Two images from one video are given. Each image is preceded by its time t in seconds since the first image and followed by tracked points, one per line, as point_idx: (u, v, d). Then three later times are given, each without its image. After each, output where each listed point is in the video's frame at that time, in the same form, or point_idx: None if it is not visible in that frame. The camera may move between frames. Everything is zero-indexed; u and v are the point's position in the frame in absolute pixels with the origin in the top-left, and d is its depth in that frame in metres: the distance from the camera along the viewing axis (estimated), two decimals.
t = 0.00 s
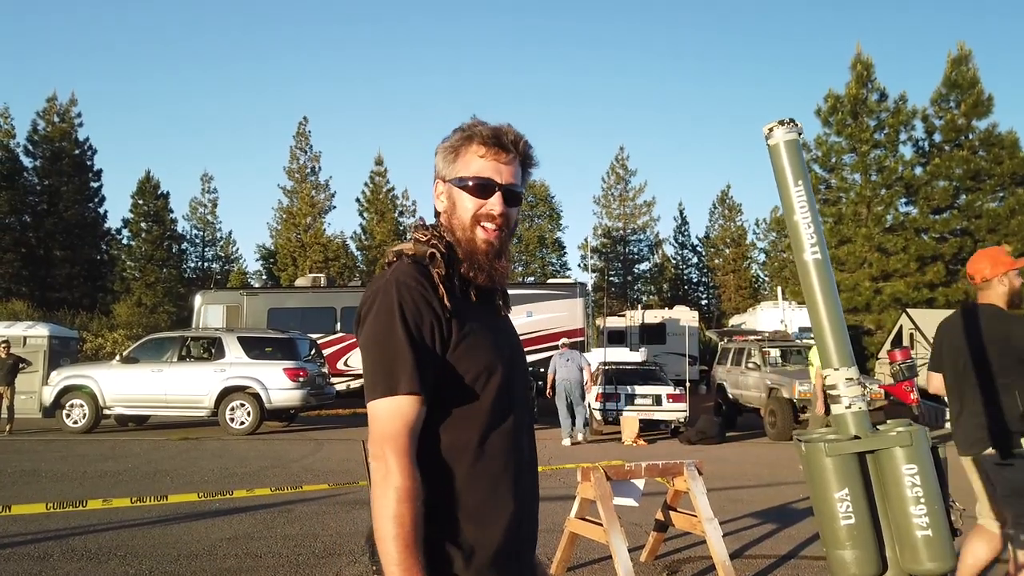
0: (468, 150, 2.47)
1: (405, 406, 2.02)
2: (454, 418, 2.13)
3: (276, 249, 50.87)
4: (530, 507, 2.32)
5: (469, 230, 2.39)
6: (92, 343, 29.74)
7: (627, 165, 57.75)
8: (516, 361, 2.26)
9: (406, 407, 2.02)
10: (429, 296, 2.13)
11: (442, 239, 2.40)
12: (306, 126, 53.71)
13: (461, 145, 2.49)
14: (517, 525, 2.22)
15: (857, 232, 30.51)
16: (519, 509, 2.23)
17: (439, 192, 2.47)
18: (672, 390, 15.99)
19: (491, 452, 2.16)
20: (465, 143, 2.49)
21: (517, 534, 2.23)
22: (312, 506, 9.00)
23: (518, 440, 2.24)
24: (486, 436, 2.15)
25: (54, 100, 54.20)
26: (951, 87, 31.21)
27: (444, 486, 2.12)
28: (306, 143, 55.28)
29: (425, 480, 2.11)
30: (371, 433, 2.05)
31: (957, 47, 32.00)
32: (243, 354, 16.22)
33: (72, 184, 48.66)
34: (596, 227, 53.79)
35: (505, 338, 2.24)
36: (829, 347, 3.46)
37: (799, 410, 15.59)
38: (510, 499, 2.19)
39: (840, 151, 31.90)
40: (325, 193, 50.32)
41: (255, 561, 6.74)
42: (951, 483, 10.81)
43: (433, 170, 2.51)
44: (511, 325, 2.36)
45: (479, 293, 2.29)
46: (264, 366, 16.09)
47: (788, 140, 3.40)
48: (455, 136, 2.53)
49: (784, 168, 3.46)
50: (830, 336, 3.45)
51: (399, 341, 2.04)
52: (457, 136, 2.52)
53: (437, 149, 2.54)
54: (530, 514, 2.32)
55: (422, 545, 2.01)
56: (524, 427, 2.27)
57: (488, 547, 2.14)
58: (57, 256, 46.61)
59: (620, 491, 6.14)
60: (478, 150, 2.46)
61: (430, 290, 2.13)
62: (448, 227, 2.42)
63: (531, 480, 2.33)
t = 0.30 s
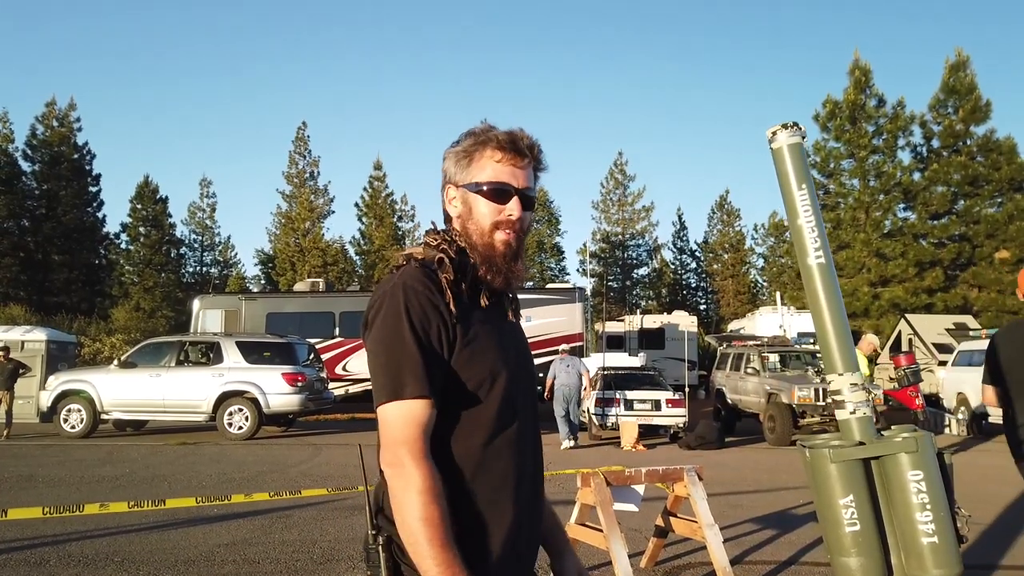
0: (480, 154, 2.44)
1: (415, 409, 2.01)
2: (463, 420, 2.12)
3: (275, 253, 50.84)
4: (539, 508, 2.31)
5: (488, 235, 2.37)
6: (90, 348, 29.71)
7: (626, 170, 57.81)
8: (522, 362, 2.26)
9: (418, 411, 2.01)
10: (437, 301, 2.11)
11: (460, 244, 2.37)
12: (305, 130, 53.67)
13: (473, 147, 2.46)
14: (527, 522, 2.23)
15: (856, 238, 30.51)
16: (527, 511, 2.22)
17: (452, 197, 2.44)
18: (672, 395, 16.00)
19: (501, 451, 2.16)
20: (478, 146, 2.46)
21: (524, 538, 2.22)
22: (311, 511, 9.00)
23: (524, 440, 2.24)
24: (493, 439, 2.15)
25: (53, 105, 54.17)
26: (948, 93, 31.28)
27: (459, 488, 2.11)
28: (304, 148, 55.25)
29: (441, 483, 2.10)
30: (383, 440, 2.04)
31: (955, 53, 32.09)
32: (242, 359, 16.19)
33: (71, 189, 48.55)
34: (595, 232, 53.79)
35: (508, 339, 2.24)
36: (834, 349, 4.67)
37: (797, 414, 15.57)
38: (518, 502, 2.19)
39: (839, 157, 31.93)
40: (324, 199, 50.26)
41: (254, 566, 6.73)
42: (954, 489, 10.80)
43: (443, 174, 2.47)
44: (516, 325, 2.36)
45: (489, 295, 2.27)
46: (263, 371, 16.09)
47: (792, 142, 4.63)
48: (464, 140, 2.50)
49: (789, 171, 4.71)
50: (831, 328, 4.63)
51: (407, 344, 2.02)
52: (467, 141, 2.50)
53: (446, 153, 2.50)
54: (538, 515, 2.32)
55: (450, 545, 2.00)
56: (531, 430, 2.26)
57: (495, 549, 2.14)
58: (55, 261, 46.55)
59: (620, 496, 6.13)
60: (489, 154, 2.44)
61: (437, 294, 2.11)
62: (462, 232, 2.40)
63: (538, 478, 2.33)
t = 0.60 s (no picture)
0: (464, 146, 2.43)
1: (395, 411, 2.00)
2: (446, 421, 2.10)
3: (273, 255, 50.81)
4: (536, 506, 2.27)
5: (486, 229, 2.40)
6: (87, 350, 29.70)
7: (624, 172, 57.81)
8: (511, 357, 2.22)
9: (399, 413, 2.00)
10: (416, 301, 2.10)
11: (455, 239, 2.38)
12: (303, 133, 53.68)
13: (453, 140, 2.45)
14: (522, 519, 2.19)
15: (854, 240, 30.53)
16: (520, 509, 2.19)
17: (436, 193, 2.42)
18: (669, 397, 15.96)
19: (487, 449, 2.13)
20: (458, 141, 2.44)
21: (519, 536, 2.19)
22: (305, 513, 8.95)
23: (515, 437, 2.20)
24: (479, 439, 2.12)
25: (51, 107, 54.19)
26: (946, 95, 31.31)
27: (444, 488, 2.10)
28: (303, 150, 55.22)
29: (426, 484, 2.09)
30: (364, 442, 2.03)
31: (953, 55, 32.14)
32: (238, 361, 16.16)
33: (68, 191, 48.55)
34: (593, 234, 53.86)
35: (497, 332, 2.20)
36: (829, 353, 4.57)
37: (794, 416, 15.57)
38: (510, 501, 2.16)
39: (837, 159, 31.97)
40: (322, 201, 50.19)
41: (247, 568, 6.69)
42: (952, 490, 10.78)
43: (424, 168, 2.45)
44: (508, 316, 2.33)
45: (476, 291, 2.25)
46: (260, 373, 16.04)
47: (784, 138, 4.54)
48: (442, 134, 2.48)
49: (780, 165, 4.61)
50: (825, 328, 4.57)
51: (385, 348, 2.02)
52: (443, 131, 2.47)
53: (423, 145, 2.48)
54: (537, 514, 2.28)
55: (435, 547, 1.99)
56: (521, 427, 2.23)
57: (487, 549, 2.11)
58: (53, 263, 46.55)
59: (615, 498, 6.11)
60: (473, 147, 2.44)
61: (415, 294, 2.10)
62: (454, 229, 2.40)
63: (535, 472, 2.29)
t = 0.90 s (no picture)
0: (433, 148, 2.43)
1: (368, 422, 1.98)
2: (418, 431, 2.08)
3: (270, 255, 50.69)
4: (516, 514, 2.25)
5: (455, 234, 2.39)
6: (83, 351, 29.62)
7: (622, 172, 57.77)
8: (485, 363, 2.20)
9: (372, 424, 1.98)
10: (384, 309, 2.08)
11: (425, 243, 2.37)
12: (301, 133, 53.57)
13: (421, 142, 2.44)
14: (502, 528, 2.17)
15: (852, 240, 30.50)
16: (499, 517, 2.16)
17: (404, 197, 2.41)
18: (665, 398, 15.93)
19: (462, 457, 2.11)
20: (426, 143, 2.44)
21: (499, 545, 2.16)
22: (298, 516, 8.93)
23: (492, 444, 2.18)
24: (453, 447, 2.10)
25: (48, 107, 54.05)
26: (944, 95, 31.31)
27: (418, 498, 2.07)
28: (300, 150, 55.10)
29: (399, 495, 2.06)
30: (337, 454, 2.01)
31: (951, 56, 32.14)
32: (233, 362, 16.12)
33: (65, 192, 48.41)
34: (591, 235, 53.91)
35: (471, 336, 2.19)
36: (811, 356, 4.77)
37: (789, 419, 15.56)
38: (487, 508, 2.13)
39: (834, 159, 31.97)
40: (319, 202, 49.87)
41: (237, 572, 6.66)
42: (948, 492, 10.77)
43: (391, 173, 2.45)
44: (482, 320, 2.32)
45: (448, 295, 2.24)
46: (255, 374, 16.01)
47: (766, 140, 4.75)
48: (408, 135, 2.47)
49: (762, 167, 4.82)
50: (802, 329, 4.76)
51: (354, 358, 2.00)
52: (409, 134, 2.47)
53: (389, 148, 2.47)
54: (518, 522, 2.26)
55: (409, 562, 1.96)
56: (499, 434, 2.21)
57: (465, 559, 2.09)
58: (49, 263, 46.44)
59: (607, 500, 6.09)
60: (442, 149, 2.43)
61: (384, 299, 2.08)
62: (423, 232, 2.39)
63: (517, 477, 2.27)
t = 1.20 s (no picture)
0: (408, 156, 2.46)
1: (338, 438, 2.00)
2: (390, 446, 2.09)
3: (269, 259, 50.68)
4: (492, 524, 2.26)
5: (431, 243, 2.42)
6: (81, 354, 29.60)
7: (620, 175, 57.83)
8: (460, 374, 2.22)
9: (342, 440, 2.00)
10: (353, 322, 2.10)
11: (401, 253, 2.40)
12: (300, 137, 53.59)
13: (395, 150, 2.46)
14: (477, 542, 2.19)
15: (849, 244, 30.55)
16: (475, 528, 2.18)
17: (379, 207, 2.43)
18: (662, 402, 15.94)
19: (435, 470, 2.13)
20: (401, 152, 2.46)
21: (475, 555, 2.19)
22: (292, 521, 8.94)
23: (465, 456, 2.20)
24: (426, 461, 2.12)
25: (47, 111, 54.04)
26: (940, 99, 31.34)
27: (391, 514, 2.09)
28: (299, 154, 55.11)
29: (371, 511, 2.08)
30: (308, 470, 2.03)
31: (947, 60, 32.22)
32: (230, 366, 16.12)
33: (65, 195, 48.42)
34: (589, 239, 54.06)
35: (445, 347, 2.21)
36: (792, 363, 4.80)
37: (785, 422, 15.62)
38: (462, 521, 2.15)
39: (831, 163, 32.04)
40: (319, 205, 49.69)
41: None
42: (942, 498, 10.76)
43: (365, 182, 2.46)
44: (460, 330, 2.34)
45: (422, 307, 2.26)
46: (251, 378, 16.01)
47: (749, 148, 4.78)
48: (382, 144, 2.49)
49: (745, 175, 4.83)
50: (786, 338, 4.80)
51: (324, 376, 2.02)
52: (382, 141, 2.48)
53: (363, 156, 2.49)
54: (495, 531, 2.28)
55: None
56: (474, 446, 2.22)
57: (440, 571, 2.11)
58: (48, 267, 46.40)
59: (599, 507, 6.11)
60: (417, 157, 2.46)
61: (353, 314, 2.10)
62: (399, 242, 2.42)
63: (493, 485, 2.29)
